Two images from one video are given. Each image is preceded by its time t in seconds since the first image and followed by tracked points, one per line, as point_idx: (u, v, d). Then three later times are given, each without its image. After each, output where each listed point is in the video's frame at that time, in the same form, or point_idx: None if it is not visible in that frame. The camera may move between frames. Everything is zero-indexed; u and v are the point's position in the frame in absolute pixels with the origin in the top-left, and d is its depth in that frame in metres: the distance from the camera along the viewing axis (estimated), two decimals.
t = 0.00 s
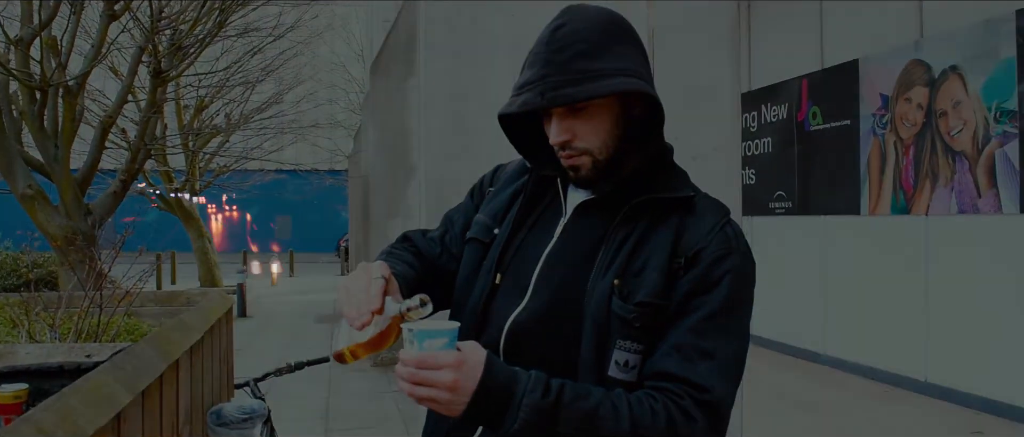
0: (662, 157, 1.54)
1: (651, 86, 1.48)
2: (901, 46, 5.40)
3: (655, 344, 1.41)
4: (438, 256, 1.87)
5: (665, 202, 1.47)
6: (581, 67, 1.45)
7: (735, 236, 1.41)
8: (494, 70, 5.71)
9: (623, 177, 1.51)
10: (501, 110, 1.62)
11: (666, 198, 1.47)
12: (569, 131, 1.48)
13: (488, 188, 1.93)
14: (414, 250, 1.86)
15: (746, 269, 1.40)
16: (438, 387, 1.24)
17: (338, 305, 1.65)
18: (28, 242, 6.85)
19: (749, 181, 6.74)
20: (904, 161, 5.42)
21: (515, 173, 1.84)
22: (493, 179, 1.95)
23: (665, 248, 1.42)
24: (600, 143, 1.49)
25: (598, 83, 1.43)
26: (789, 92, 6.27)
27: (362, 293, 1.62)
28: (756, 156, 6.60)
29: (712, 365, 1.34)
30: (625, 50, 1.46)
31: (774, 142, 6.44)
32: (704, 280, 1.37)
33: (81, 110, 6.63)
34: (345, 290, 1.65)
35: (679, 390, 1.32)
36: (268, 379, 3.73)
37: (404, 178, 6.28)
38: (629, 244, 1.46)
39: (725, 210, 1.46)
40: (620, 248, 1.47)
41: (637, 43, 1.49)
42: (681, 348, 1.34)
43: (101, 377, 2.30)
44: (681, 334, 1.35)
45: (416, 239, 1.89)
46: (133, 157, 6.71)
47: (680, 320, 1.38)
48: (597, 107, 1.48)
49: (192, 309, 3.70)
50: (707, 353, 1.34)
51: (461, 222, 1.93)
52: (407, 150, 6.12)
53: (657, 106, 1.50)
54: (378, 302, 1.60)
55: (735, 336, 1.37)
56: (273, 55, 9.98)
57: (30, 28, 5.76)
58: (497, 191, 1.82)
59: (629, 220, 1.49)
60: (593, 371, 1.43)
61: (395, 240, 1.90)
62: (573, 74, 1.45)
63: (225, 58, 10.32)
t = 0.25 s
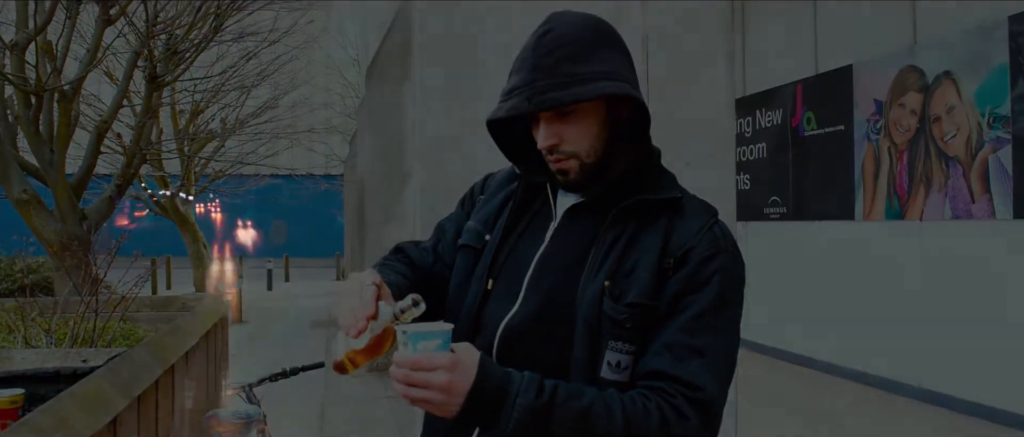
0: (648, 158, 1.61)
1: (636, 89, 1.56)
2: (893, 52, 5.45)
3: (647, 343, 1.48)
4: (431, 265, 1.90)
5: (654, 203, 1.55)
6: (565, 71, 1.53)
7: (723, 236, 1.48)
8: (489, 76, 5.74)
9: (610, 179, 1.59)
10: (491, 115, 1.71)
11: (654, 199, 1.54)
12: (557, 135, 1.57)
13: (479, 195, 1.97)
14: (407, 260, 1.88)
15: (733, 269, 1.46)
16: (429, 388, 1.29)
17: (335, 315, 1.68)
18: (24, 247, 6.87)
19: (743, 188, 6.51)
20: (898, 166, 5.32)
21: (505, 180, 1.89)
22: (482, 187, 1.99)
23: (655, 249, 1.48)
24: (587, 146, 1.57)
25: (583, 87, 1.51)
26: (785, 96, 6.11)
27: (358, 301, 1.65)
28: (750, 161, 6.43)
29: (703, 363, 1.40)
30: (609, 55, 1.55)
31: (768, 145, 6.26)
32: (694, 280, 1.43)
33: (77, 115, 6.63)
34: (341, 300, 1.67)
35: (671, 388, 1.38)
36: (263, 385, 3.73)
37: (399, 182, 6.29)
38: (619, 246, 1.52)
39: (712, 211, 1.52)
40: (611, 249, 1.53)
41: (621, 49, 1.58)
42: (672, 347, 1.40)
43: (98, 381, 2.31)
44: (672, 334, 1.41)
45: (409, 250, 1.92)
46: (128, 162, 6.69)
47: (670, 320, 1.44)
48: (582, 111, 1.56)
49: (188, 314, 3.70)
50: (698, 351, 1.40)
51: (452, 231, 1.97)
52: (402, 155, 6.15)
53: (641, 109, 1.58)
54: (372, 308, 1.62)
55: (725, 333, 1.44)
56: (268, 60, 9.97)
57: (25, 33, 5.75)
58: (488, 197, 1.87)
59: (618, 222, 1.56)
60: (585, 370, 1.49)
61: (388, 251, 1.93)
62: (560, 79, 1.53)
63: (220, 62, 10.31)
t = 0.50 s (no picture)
0: (636, 160, 1.56)
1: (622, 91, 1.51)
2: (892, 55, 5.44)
3: (641, 340, 1.43)
4: (427, 278, 1.92)
5: (643, 205, 1.50)
6: (552, 75, 1.48)
7: (712, 232, 1.43)
8: (486, 79, 5.73)
9: (598, 182, 1.55)
10: (477, 121, 1.65)
11: (644, 200, 1.49)
12: (542, 140, 1.52)
13: (470, 205, 1.97)
14: (402, 275, 1.90)
15: (726, 263, 1.41)
16: (430, 387, 1.25)
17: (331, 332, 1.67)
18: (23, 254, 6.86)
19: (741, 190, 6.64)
20: (895, 170, 5.45)
21: (496, 189, 1.88)
22: (474, 197, 1.99)
23: (646, 245, 1.44)
24: (574, 150, 1.52)
25: (568, 91, 1.45)
26: (784, 99, 6.23)
27: (351, 312, 1.65)
28: (749, 166, 6.46)
29: (698, 358, 1.34)
30: (594, 57, 1.49)
31: (765, 150, 6.33)
32: (686, 275, 1.39)
33: (75, 123, 6.64)
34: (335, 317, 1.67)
35: (668, 383, 1.33)
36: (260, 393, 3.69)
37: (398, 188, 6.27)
38: (610, 245, 1.49)
39: (702, 209, 1.48)
40: (603, 248, 1.49)
41: (605, 50, 1.52)
42: (666, 342, 1.35)
43: (96, 389, 2.29)
44: (667, 328, 1.37)
45: (404, 265, 1.94)
46: (127, 170, 6.68)
47: (665, 316, 1.39)
48: (568, 115, 1.50)
49: (185, 322, 3.65)
50: (693, 345, 1.35)
51: (446, 243, 1.97)
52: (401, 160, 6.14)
53: (628, 111, 1.52)
54: (367, 314, 1.63)
55: (719, 327, 1.38)
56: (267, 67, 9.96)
57: (23, 41, 5.78)
58: (479, 207, 1.86)
59: (608, 224, 1.52)
60: (581, 369, 1.45)
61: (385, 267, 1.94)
62: (545, 83, 1.48)
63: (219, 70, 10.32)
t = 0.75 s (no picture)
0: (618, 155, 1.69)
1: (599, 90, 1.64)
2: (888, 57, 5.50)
3: (637, 334, 1.53)
4: (422, 291, 2.01)
5: (629, 201, 1.60)
6: (527, 80, 1.61)
7: (701, 224, 1.53)
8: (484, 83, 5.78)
9: (583, 180, 1.67)
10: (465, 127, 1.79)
11: (627, 196, 1.60)
12: (527, 143, 1.65)
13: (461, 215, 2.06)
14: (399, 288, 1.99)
15: (716, 255, 1.50)
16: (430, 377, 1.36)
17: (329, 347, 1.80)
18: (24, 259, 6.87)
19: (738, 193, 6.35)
20: (895, 170, 5.44)
21: (484, 197, 1.98)
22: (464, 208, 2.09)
23: (636, 242, 1.54)
24: (557, 150, 1.66)
25: (547, 94, 1.59)
26: (779, 103, 6.05)
27: (345, 324, 1.79)
28: (747, 167, 6.25)
29: (694, 347, 1.45)
30: (571, 59, 1.62)
31: (764, 152, 6.11)
32: (676, 269, 1.48)
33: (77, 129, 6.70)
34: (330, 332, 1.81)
35: (665, 372, 1.43)
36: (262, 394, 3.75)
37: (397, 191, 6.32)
38: (601, 243, 1.58)
39: (689, 202, 1.57)
40: (594, 247, 1.59)
41: (582, 53, 1.65)
42: (662, 333, 1.45)
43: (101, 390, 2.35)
44: (661, 321, 1.46)
45: (400, 279, 2.03)
46: (128, 175, 6.72)
47: (657, 309, 1.49)
48: (549, 116, 1.64)
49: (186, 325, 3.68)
50: (688, 335, 1.45)
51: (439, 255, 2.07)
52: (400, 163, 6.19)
53: (605, 109, 1.66)
54: (359, 320, 1.77)
55: (711, 318, 1.47)
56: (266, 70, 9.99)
57: (23, 47, 5.80)
58: (469, 216, 1.96)
59: (597, 221, 1.62)
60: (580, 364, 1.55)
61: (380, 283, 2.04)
62: (525, 88, 1.61)
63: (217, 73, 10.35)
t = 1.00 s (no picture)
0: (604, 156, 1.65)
1: (579, 91, 1.60)
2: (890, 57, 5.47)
3: (629, 328, 1.50)
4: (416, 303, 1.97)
5: (614, 197, 1.57)
6: (504, 80, 1.59)
7: (687, 216, 1.51)
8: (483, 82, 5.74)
9: (566, 180, 1.63)
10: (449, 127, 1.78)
11: (612, 193, 1.57)
12: (505, 143, 1.64)
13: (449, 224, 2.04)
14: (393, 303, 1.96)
15: (703, 247, 1.48)
16: (432, 369, 1.34)
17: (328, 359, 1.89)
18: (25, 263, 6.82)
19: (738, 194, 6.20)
20: (895, 171, 5.55)
21: (470, 203, 1.95)
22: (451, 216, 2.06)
23: (624, 238, 1.51)
24: (536, 150, 1.63)
25: (522, 95, 1.57)
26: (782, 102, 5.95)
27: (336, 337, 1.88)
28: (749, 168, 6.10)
29: (690, 338, 1.42)
30: (550, 60, 1.59)
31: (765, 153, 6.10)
32: (665, 262, 1.46)
33: (76, 130, 6.67)
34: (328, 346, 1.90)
35: (664, 362, 1.41)
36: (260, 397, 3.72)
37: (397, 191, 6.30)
38: (588, 240, 1.55)
39: (674, 196, 1.56)
40: (582, 244, 1.56)
41: (563, 53, 1.62)
42: (657, 324, 1.43)
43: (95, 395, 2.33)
44: (653, 314, 1.44)
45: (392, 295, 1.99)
46: (128, 177, 6.69)
47: (649, 301, 1.47)
48: (527, 117, 1.62)
49: (184, 329, 3.66)
50: (682, 326, 1.42)
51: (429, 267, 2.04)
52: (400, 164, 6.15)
53: (587, 110, 1.62)
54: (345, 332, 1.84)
55: (704, 309, 1.45)
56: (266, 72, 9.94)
57: (23, 50, 5.78)
58: (456, 224, 1.93)
59: (583, 220, 1.59)
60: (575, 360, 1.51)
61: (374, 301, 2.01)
62: (501, 89, 1.59)
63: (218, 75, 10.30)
